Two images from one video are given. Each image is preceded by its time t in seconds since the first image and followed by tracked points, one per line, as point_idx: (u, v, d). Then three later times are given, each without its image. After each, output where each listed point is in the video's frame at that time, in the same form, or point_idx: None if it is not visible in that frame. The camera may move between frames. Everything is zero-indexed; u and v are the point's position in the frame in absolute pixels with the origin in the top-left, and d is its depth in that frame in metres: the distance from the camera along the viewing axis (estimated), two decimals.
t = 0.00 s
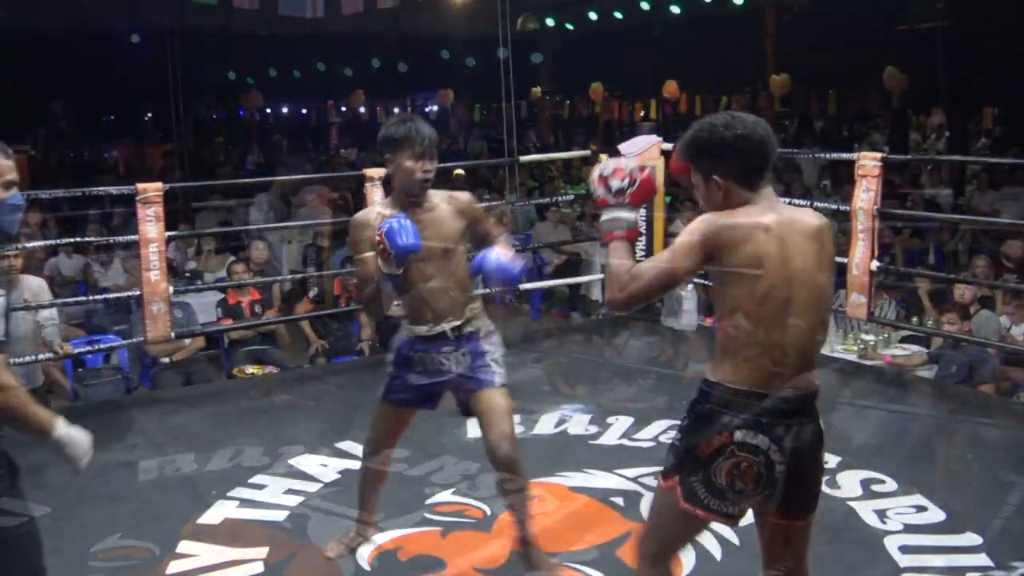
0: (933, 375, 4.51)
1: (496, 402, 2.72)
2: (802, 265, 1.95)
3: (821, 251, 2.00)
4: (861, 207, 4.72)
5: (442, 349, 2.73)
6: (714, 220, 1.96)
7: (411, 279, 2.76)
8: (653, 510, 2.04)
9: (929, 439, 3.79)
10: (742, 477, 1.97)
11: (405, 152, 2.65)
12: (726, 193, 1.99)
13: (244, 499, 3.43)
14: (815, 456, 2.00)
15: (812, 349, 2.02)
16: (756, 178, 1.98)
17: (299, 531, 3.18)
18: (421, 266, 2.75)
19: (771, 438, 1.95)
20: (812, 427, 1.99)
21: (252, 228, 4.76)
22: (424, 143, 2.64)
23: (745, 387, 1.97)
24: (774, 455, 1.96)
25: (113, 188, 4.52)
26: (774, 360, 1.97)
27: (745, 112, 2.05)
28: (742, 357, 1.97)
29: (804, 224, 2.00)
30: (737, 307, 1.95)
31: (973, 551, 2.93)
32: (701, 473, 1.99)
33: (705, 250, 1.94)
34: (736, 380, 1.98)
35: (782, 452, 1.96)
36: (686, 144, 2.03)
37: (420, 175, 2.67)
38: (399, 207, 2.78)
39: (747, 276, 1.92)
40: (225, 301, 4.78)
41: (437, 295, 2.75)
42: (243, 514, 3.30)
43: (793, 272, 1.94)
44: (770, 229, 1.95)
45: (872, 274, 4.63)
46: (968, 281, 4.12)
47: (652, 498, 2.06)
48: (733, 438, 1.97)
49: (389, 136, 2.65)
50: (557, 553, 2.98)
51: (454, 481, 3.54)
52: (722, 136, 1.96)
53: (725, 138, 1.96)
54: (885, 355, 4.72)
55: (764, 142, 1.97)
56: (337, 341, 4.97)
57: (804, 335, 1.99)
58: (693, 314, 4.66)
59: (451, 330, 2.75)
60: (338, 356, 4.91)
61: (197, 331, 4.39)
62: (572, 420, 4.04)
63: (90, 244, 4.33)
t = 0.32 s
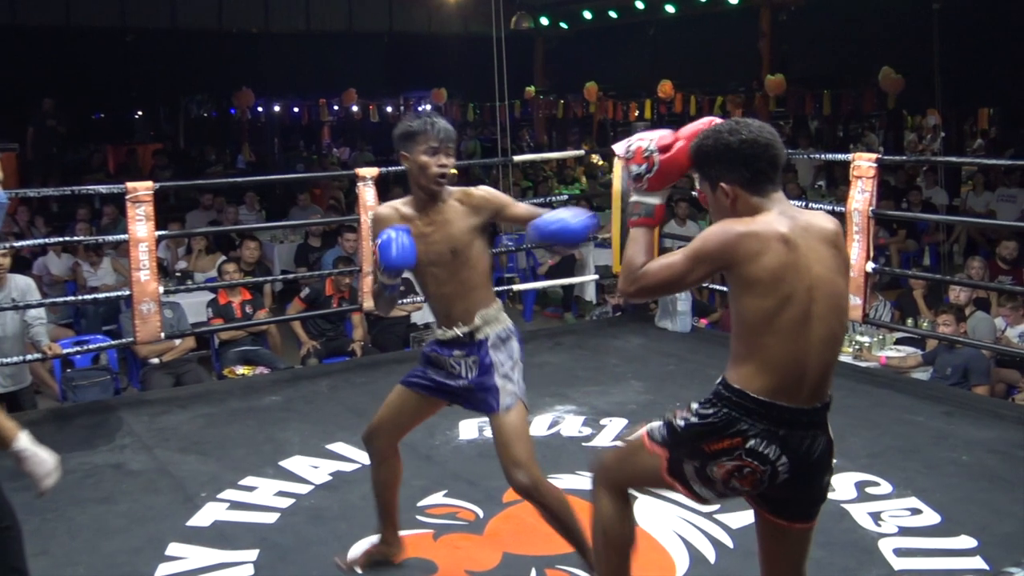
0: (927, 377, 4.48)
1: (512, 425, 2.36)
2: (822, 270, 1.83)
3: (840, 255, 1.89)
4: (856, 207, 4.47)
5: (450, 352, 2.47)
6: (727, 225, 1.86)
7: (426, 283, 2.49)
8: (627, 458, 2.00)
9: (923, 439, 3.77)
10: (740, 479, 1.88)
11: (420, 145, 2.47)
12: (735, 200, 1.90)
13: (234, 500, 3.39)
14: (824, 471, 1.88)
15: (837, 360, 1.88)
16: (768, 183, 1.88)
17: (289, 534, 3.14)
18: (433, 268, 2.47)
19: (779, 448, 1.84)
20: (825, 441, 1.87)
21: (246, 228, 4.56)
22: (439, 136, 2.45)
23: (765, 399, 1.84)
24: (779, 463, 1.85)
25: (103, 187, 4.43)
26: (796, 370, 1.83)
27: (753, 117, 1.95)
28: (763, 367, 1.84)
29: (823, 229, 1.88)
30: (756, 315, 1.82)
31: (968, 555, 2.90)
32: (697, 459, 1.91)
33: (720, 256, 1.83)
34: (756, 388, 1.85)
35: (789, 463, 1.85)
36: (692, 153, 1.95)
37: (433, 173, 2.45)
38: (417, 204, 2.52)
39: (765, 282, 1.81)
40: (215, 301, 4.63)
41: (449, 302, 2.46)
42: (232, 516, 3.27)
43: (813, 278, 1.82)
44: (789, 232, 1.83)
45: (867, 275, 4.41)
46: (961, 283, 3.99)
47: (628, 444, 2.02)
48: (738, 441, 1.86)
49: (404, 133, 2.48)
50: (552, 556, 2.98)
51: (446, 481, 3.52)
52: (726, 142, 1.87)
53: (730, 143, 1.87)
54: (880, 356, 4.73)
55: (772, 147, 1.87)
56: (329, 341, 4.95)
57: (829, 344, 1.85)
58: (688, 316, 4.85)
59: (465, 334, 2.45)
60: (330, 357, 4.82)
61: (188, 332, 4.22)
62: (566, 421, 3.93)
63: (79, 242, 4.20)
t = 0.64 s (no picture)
0: (921, 377, 4.46)
1: (539, 447, 2.21)
2: (825, 272, 1.80)
3: (844, 256, 1.86)
4: (849, 206, 4.44)
5: (462, 373, 2.34)
6: (730, 223, 1.83)
7: (449, 300, 2.38)
8: (626, 395, 2.00)
9: (915, 440, 3.76)
10: (721, 464, 1.90)
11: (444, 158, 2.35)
12: (740, 194, 1.86)
13: (222, 502, 3.36)
14: (810, 478, 1.88)
15: (841, 362, 1.86)
16: (775, 180, 1.84)
17: (278, 536, 3.11)
18: (453, 284, 2.35)
19: (771, 449, 1.84)
20: (818, 451, 1.87)
21: (235, 227, 4.51)
22: (459, 148, 2.34)
23: (767, 401, 1.82)
24: (766, 462, 1.85)
25: (90, 186, 4.38)
26: (798, 372, 1.80)
27: (763, 109, 1.90)
28: (764, 367, 1.81)
29: (828, 228, 1.84)
30: (759, 316, 1.79)
31: (962, 556, 2.89)
32: (688, 433, 1.93)
33: (723, 255, 1.81)
34: (758, 389, 1.82)
35: (776, 466, 1.85)
36: (700, 145, 1.90)
37: (459, 188, 2.33)
38: (444, 218, 2.40)
39: (768, 284, 1.77)
40: (203, 301, 4.59)
41: (467, 320, 2.34)
42: (221, 518, 3.23)
43: (815, 280, 1.79)
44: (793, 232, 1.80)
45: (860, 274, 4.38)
46: (955, 283, 3.97)
47: (632, 381, 2.02)
48: (729, 433, 1.86)
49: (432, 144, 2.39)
50: (545, 558, 2.96)
51: (436, 482, 3.50)
52: (733, 136, 1.83)
53: (737, 137, 1.82)
54: (872, 357, 4.71)
55: (781, 142, 1.82)
56: (319, 342, 4.91)
57: (831, 346, 1.82)
58: (680, 316, 4.83)
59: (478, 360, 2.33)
60: (318, 357, 4.80)
61: (177, 333, 4.17)
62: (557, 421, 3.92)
63: (66, 243, 4.15)
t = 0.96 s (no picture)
0: (907, 378, 4.44)
1: (571, 467, 2.17)
2: (813, 266, 1.77)
3: (837, 251, 1.83)
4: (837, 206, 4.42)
5: (485, 397, 2.24)
6: (719, 214, 1.81)
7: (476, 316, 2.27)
8: (634, 362, 1.99)
9: (901, 441, 3.74)
10: (708, 452, 1.87)
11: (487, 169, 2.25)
12: (738, 183, 1.83)
13: (204, 503, 3.32)
14: (796, 472, 1.87)
15: (826, 358, 1.84)
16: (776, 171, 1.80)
17: (259, 538, 3.08)
18: (487, 302, 2.24)
19: (758, 441, 1.82)
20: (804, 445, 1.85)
21: (219, 226, 4.47)
22: (504, 158, 2.23)
23: (747, 392, 1.81)
24: (751, 456, 1.84)
25: (72, 183, 4.33)
26: (777, 366, 1.79)
27: (774, 96, 1.85)
28: (744, 360, 1.81)
29: (820, 222, 1.80)
30: (738, 308, 1.79)
31: (944, 558, 2.87)
32: (684, 417, 1.89)
33: (704, 245, 1.80)
34: (739, 380, 1.82)
35: (760, 460, 1.83)
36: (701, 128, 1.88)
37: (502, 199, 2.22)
38: (484, 230, 2.29)
39: (748, 277, 1.77)
40: (186, 300, 4.55)
41: (496, 337, 2.24)
42: (202, 520, 3.20)
43: (800, 275, 1.76)
44: (778, 227, 1.77)
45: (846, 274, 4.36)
46: (941, 284, 3.95)
47: (644, 348, 2.00)
48: (721, 425, 1.83)
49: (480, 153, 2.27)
50: (529, 559, 2.93)
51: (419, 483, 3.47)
52: (738, 123, 1.78)
53: (740, 124, 1.78)
54: (858, 358, 4.70)
55: (786, 136, 1.77)
56: (303, 342, 4.87)
57: (816, 341, 1.80)
58: (666, 316, 4.79)
59: (505, 384, 2.22)
60: (302, 357, 4.76)
61: (159, 332, 4.13)
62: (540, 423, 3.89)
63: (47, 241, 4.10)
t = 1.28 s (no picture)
0: (862, 377, 4.48)
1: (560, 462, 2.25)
2: (780, 260, 1.77)
3: (801, 248, 1.83)
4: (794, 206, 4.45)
5: (483, 409, 2.22)
6: (691, 207, 1.80)
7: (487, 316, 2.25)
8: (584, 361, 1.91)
9: (856, 439, 3.77)
10: (660, 445, 1.87)
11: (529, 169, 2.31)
12: (709, 175, 1.82)
13: (156, 506, 3.28)
14: (750, 463, 1.86)
15: (786, 355, 1.84)
16: (751, 164, 1.78)
17: (213, 540, 3.04)
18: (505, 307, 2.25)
19: (710, 433, 1.82)
20: (758, 436, 1.85)
21: (175, 223, 4.40)
22: (549, 157, 2.30)
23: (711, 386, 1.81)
24: (704, 448, 1.83)
25: (25, 180, 4.25)
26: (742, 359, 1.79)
27: (752, 85, 1.83)
28: (710, 354, 1.80)
29: (789, 217, 1.81)
30: (707, 302, 1.78)
31: (896, 555, 2.89)
32: (636, 411, 1.87)
33: (676, 239, 1.78)
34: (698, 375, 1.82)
35: (713, 451, 1.83)
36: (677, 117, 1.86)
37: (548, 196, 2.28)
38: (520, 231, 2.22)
39: (718, 269, 1.76)
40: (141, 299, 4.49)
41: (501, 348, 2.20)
42: (155, 523, 3.15)
43: (769, 269, 1.76)
44: (748, 220, 1.77)
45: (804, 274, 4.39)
46: (896, 284, 3.99)
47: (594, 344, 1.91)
48: (672, 418, 1.83)
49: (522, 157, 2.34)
50: (486, 559, 2.92)
51: (376, 484, 3.44)
52: (713, 114, 1.77)
53: (715, 114, 1.76)
54: (815, 357, 4.73)
55: (762, 128, 1.76)
56: (260, 341, 4.82)
57: (780, 335, 1.80)
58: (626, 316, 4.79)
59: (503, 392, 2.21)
60: (260, 357, 4.72)
61: (112, 332, 4.06)
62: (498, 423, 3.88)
63: None
